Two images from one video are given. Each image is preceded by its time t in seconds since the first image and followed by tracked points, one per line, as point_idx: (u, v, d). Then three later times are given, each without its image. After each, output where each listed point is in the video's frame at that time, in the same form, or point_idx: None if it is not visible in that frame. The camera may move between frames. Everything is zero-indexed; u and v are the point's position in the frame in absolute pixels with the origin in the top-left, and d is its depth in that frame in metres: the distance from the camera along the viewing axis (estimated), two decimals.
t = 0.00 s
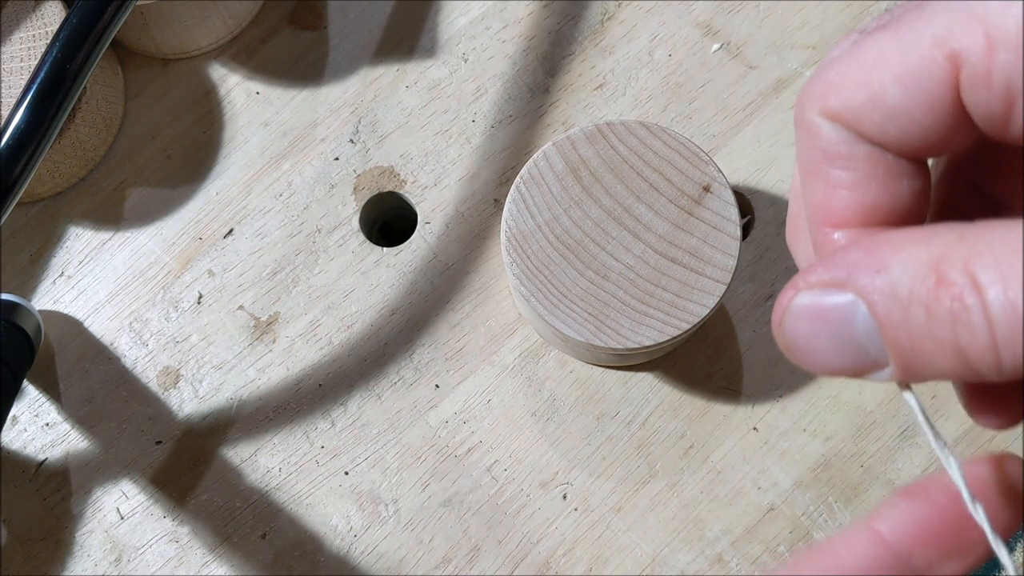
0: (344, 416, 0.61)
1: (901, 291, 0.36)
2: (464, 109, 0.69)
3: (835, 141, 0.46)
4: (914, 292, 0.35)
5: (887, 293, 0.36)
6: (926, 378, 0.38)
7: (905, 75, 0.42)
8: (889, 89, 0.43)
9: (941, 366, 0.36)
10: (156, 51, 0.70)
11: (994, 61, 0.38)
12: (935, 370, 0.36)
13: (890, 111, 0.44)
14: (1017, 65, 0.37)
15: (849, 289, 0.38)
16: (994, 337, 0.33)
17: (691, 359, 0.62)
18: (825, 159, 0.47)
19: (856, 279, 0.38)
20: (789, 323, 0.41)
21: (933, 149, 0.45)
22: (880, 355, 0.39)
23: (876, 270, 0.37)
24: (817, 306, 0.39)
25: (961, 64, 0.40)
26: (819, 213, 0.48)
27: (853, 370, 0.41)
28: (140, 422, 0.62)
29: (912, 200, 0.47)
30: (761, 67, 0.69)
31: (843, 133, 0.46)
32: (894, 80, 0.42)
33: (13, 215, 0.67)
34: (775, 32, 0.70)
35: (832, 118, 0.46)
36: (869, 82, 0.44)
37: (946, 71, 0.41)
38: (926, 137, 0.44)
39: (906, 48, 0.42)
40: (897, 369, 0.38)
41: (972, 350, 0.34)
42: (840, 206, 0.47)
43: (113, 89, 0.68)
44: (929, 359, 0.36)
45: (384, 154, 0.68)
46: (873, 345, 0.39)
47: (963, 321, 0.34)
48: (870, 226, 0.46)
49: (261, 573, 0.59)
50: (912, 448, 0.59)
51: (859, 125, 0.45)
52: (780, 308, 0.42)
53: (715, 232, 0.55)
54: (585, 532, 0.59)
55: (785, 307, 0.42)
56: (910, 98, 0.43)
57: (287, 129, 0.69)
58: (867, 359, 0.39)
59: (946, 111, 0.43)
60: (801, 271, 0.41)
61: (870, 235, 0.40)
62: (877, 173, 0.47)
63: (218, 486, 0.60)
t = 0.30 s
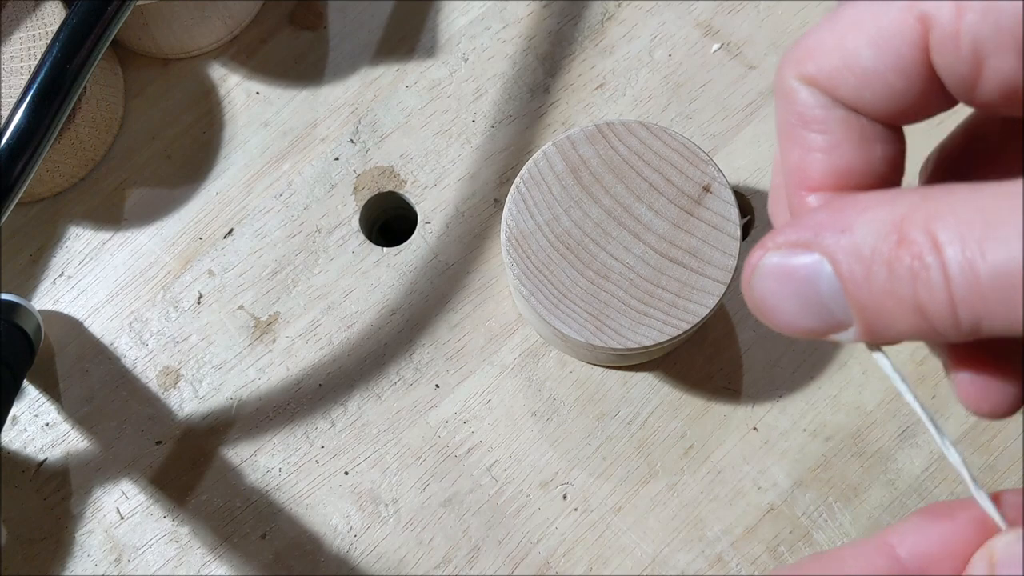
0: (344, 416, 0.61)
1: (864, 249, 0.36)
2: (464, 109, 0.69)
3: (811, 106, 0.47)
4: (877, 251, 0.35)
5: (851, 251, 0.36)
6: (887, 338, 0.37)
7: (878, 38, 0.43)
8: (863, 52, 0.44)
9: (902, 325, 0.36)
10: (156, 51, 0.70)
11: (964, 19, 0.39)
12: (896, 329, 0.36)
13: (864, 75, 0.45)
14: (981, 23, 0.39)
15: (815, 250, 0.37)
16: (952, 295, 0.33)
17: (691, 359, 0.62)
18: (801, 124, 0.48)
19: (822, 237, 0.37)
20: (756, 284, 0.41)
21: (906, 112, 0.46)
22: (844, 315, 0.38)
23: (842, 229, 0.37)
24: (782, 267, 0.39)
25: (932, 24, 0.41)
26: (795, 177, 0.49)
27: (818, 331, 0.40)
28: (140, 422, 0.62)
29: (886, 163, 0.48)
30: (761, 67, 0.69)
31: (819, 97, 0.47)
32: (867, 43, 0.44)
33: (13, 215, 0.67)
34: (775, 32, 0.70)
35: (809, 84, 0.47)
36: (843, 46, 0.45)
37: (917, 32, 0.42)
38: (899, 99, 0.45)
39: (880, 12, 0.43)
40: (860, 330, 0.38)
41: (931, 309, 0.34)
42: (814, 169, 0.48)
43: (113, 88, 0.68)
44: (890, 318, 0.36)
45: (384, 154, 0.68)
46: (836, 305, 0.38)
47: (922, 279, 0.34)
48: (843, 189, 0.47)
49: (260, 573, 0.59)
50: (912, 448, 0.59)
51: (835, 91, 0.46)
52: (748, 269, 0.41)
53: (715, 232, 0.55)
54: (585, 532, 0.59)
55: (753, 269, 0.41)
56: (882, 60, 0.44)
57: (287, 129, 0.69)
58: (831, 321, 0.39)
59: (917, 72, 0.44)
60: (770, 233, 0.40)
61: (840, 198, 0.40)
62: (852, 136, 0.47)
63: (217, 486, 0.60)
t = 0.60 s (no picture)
0: (344, 416, 0.61)
1: (817, 245, 0.36)
2: (465, 109, 0.69)
3: (785, 113, 0.48)
4: (829, 246, 0.35)
5: (805, 248, 0.36)
6: (838, 338, 0.37)
7: (845, 43, 0.45)
8: (832, 56, 0.45)
9: (852, 323, 0.36)
10: (156, 51, 0.70)
11: (924, 16, 0.41)
12: (846, 328, 0.36)
13: (834, 80, 0.46)
14: (942, 18, 0.40)
15: (772, 245, 0.38)
16: (898, 290, 0.33)
17: (691, 360, 0.62)
18: (775, 131, 0.48)
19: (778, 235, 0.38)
20: (715, 283, 0.41)
21: (874, 120, 0.47)
22: (799, 314, 0.38)
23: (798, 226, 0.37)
24: (739, 266, 0.39)
25: (895, 26, 0.43)
26: (768, 183, 0.48)
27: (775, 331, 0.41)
28: (140, 422, 0.62)
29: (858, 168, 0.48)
30: (761, 67, 0.69)
31: (793, 104, 0.48)
32: (836, 48, 0.45)
33: (13, 215, 0.67)
34: (774, 33, 0.70)
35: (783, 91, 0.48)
36: (814, 53, 0.46)
37: (881, 35, 0.43)
38: (868, 105, 0.46)
39: (846, 19, 0.44)
40: (813, 330, 0.38)
41: (880, 304, 0.34)
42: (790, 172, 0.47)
43: (113, 89, 0.68)
44: (840, 315, 0.36)
45: (385, 154, 0.68)
46: (791, 305, 0.38)
47: (870, 274, 0.34)
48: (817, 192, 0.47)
49: (260, 573, 0.59)
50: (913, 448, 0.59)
51: (808, 96, 0.47)
52: (710, 269, 0.42)
53: (715, 233, 0.55)
54: (585, 533, 0.59)
55: (714, 268, 0.41)
56: (851, 63, 0.45)
57: (287, 129, 0.69)
58: (786, 321, 0.39)
59: (884, 75, 0.45)
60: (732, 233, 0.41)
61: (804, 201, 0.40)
62: (825, 143, 0.48)
63: (217, 486, 0.60)
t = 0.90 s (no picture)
0: (344, 416, 0.61)
1: (789, 219, 0.36)
2: (465, 109, 0.69)
3: (766, 114, 0.50)
4: (801, 217, 0.36)
5: (778, 223, 0.36)
6: (807, 320, 0.37)
7: (827, 40, 0.47)
8: (814, 54, 0.47)
9: (822, 298, 0.35)
10: (156, 50, 0.70)
11: (901, 12, 0.43)
12: (816, 304, 0.36)
13: (815, 77, 0.48)
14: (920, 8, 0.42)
15: (746, 222, 0.38)
16: (871, 256, 0.33)
17: (691, 359, 0.62)
18: (757, 131, 0.50)
19: (751, 216, 0.38)
20: (686, 270, 0.41)
21: (853, 122, 0.49)
22: (768, 294, 0.38)
23: (771, 206, 0.37)
24: (712, 249, 0.39)
25: (874, 23, 0.45)
26: (746, 178, 0.49)
27: (742, 321, 0.40)
28: (140, 422, 0.62)
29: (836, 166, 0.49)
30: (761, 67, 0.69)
31: (774, 105, 0.50)
32: (817, 46, 0.47)
33: (13, 215, 0.67)
34: (774, 33, 0.70)
35: (766, 94, 0.50)
36: (796, 52, 0.48)
37: (861, 32, 0.45)
38: (847, 104, 0.48)
39: (826, 20, 0.47)
40: (782, 312, 0.37)
41: (852, 273, 0.34)
42: (770, 168, 0.48)
43: (113, 89, 0.68)
44: (811, 291, 0.36)
45: (385, 154, 0.68)
46: (762, 288, 0.38)
47: (843, 241, 0.34)
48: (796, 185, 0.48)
49: (260, 573, 0.58)
50: (913, 448, 0.59)
51: (790, 96, 0.49)
52: (681, 259, 0.41)
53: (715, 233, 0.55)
54: (585, 532, 0.59)
55: (688, 251, 0.41)
56: (832, 60, 0.47)
57: (287, 129, 0.69)
58: (755, 305, 0.39)
59: (863, 73, 0.47)
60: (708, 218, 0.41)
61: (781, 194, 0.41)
62: (803, 143, 0.49)
63: (218, 486, 0.60)
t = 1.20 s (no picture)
0: (344, 416, 0.61)
1: (774, 205, 0.37)
2: (465, 109, 0.69)
3: (754, 110, 0.53)
4: (785, 203, 0.36)
5: (762, 210, 0.37)
6: (787, 305, 0.38)
7: (810, 40, 0.50)
8: (799, 53, 0.50)
9: (802, 283, 0.36)
10: (156, 50, 0.70)
11: (884, 9, 0.46)
12: (797, 289, 0.36)
13: (799, 74, 0.51)
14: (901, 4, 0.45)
15: (732, 211, 0.38)
16: (852, 244, 0.34)
17: (690, 360, 0.62)
18: (744, 126, 0.53)
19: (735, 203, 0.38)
20: (669, 255, 0.42)
21: (841, 119, 0.52)
22: (751, 279, 0.38)
23: (756, 193, 0.38)
24: (696, 234, 0.40)
25: (858, 22, 0.47)
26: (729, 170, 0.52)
27: (723, 306, 0.41)
28: (140, 422, 0.62)
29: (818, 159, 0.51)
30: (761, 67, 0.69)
31: (761, 102, 0.53)
32: (803, 44, 0.50)
33: (13, 215, 0.67)
34: (774, 33, 0.70)
35: (755, 91, 0.53)
36: (782, 51, 0.51)
37: (845, 31, 0.48)
38: (831, 102, 0.51)
39: (813, 22, 0.50)
40: (762, 297, 0.38)
41: (832, 260, 0.35)
42: (751, 161, 0.51)
43: (113, 89, 0.68)
44: (792, 277, 0.36)
45: (385, 154, 0.68)
46: (742, 274, 0.39)
47: (824, 229, 0.34)
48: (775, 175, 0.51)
49: (260, 573, 0.58)
50: (914, 447, 0.59)
51: (776, 93, 0.52)
52: (664, 245, 0.42)
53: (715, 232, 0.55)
54: (585, 532, 0.59)
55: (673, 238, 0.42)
56: (815, 57, 0.50)
57: (287, 129, 0.69)
58: (735, 290, 0.40)
59: (846, 70, 0.50)
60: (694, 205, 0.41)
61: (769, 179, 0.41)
62: (787, 138, 0.52)
63: (218, 486, 0.60)
